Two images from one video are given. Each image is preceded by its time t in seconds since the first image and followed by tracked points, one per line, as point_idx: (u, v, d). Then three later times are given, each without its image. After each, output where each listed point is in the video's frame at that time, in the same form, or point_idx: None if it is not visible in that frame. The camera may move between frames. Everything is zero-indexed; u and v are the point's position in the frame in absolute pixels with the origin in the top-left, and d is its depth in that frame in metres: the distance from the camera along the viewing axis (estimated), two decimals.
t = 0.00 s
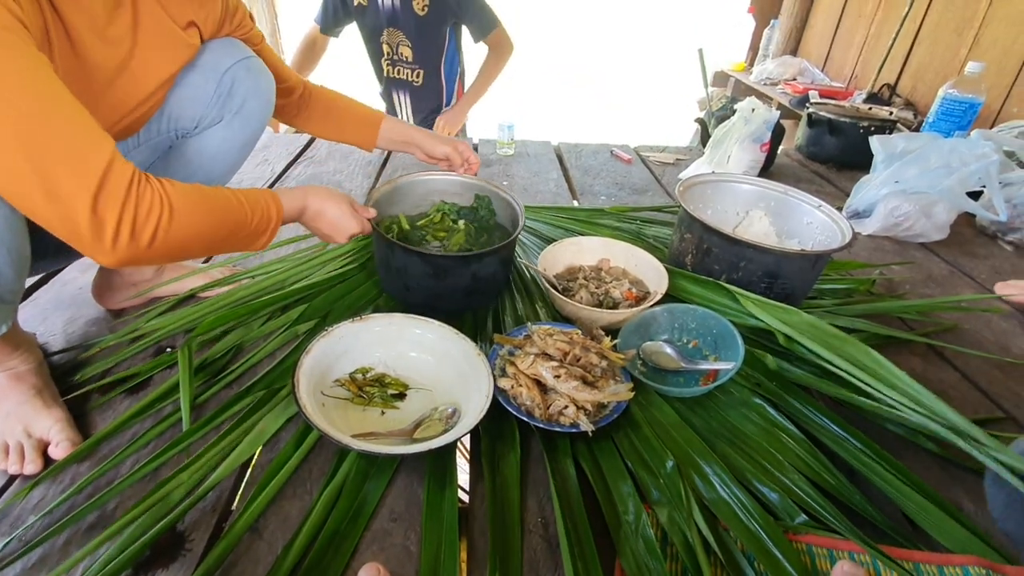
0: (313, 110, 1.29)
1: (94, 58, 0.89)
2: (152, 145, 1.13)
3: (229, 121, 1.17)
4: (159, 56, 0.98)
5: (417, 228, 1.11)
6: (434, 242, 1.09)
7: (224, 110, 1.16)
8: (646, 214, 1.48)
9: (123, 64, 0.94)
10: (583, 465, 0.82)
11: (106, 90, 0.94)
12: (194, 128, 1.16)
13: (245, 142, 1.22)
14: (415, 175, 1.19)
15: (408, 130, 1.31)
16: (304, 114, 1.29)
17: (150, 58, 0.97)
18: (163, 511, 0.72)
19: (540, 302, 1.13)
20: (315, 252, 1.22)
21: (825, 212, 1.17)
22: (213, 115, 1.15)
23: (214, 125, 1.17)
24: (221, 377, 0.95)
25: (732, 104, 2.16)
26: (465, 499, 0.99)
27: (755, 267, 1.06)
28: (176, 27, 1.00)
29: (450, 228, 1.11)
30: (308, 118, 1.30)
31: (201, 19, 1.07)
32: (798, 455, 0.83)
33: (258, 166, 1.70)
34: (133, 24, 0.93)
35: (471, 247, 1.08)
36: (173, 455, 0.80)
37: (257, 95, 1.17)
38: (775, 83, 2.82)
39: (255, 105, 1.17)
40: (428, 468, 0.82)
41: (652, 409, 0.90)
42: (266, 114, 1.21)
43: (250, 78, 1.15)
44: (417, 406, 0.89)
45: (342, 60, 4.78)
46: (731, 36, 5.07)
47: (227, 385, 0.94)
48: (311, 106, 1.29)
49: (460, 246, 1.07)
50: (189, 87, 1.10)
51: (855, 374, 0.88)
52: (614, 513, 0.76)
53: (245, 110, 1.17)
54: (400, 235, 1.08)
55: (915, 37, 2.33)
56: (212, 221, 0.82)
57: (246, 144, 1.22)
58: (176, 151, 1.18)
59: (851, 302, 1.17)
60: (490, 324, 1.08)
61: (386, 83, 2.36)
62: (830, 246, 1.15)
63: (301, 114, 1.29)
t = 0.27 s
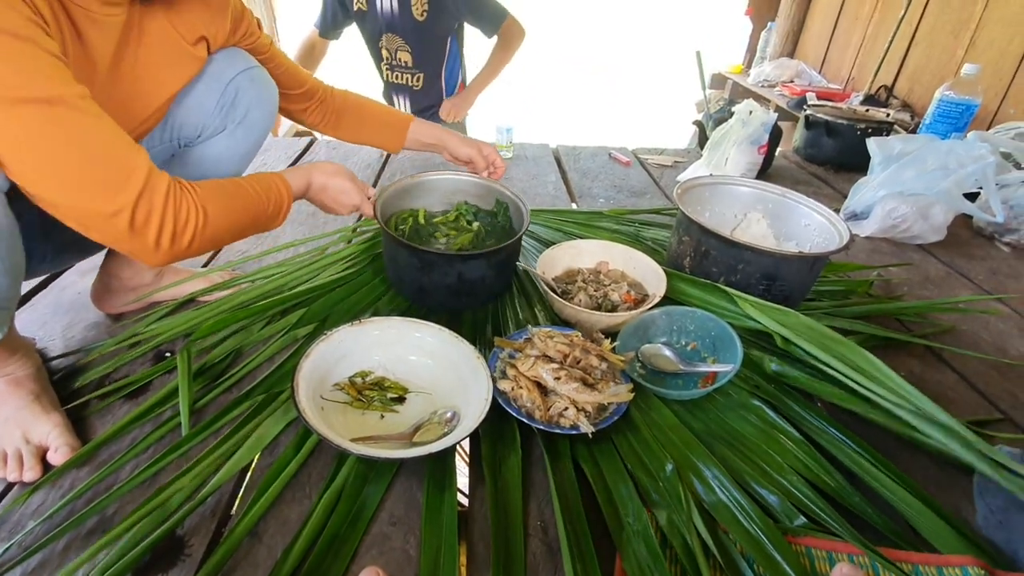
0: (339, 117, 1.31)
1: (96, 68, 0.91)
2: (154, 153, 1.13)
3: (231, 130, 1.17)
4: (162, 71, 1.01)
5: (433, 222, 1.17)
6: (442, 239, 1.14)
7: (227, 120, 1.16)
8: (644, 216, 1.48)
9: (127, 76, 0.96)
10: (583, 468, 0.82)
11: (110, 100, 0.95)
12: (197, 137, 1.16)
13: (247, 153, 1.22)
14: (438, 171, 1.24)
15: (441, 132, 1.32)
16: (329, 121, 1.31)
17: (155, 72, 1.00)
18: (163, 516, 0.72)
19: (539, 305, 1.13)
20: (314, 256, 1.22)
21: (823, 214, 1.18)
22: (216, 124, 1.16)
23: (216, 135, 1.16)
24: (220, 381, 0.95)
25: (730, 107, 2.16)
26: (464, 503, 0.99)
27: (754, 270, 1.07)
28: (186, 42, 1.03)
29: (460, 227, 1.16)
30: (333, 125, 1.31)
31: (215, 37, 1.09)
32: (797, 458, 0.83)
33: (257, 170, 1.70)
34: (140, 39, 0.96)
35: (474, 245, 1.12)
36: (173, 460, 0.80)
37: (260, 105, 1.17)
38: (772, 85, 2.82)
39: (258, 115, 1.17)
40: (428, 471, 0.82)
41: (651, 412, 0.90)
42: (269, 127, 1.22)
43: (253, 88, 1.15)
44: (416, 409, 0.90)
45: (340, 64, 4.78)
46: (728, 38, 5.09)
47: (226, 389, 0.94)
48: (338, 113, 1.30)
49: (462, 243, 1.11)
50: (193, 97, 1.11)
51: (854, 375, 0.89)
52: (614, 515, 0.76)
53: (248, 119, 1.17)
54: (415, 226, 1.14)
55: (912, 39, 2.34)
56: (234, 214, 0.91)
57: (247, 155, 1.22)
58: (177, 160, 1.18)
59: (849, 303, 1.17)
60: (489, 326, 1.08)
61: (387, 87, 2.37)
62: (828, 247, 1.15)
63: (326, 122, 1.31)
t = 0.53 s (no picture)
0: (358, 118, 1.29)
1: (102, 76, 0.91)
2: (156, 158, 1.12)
3: (233, 136, 1.17)
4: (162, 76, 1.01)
5: (445, 218, 1.23)
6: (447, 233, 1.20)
7: (229, 124, 1.15)
8: (643, 217, 1.48)
9: (130, 83, 0.96)
10: (583, 470, 0.81)
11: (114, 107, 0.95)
12: (198, 141, 1.16)
13: (249, 157, 1.22)
14: (459, 172, 1.29)
15: (464, 134, 1.32)
16: (348, 121, 1.29)
17: (155, 78, 1.00)
18: (159, 520, 0.72)
19: (537, 307, 1.13)
20: (312, 259, 1.22)
21: (821, 214, 1.18)
22: (217, 128, 1.15)
23: (217, 139, 1.16)
24: (217, 385, 0.95)
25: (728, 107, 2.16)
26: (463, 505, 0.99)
27: (752, 271, 1.06)
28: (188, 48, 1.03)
29: (467, 226, 1.22)
30: (352, 126, 1.29)
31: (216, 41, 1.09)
32: (796, 459, 0.83)
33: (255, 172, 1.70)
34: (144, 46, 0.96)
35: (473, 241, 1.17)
36: (169, 464, 0.80)
37: (261, 111, 1.17)
38: (770, 86, 2.83)
39: (260, 121, 1.18)
40: (425, 473, 0.81)
41: (650, 414, 0.90)
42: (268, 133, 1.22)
43: (256, 93, 1.15)
44: (414, 412, 0.89)
45: (339, 67, 4.78)
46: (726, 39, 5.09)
47: (223, 392, 0.94)
48: (357, 114, 1.29)
49: (462, 239, 1.17)
50: (195, 102, 1.11)
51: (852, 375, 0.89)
52: (614, 517, 0.75)
53: (250, 123, 1.17)
54: (427, 219, 1.21)
55: (909, 39, 2.34)
56: (253, 211, 0.93)
57: (248, 159, 1.22)
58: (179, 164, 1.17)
59: (848, 304, 1.17)
60: (488, 328, 1.08)
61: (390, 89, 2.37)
62: (826, 248, 1.15)
63: (345, 122, 1.29)
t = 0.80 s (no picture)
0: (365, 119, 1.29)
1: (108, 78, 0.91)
2: (158, 157, 1.12)
3: (232, 134, 1.17)
4: (165, 75, 1.01)
5: (446, 219, 1.23)
6: (444, 235, 1.19)
7: (229, 124, 1.15)
8: (641, 218, 1.48)
9: (134, 84, 0.96)
10: (582, 472, 0.81)
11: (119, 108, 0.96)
12: (197, 141, 1.15)
13: (247, 155, 1.22)
14: (461, 174, 1.29)
15: (466, 138, 1.33)
16: (354, 122, 1.29)
17: (158, 77, 1.00)
18: (158, 523, 0.72)
19: (536, 308, 1.13)
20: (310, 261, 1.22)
21: (820, 215, 1.18)
22: (217, 127, 1.15)
23: (216, 138, 1.16)
24: (216, 388, 0.94)
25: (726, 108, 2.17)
26: (463, 509, 0.99)
27: (751, 271, 1.06)
28: (188, 46, 1.03)
29: (467, 228, 1.22)
30: (358, 126, 1.29)
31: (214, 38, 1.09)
32: (795, 459, 0.83)
33: (253, 175, 1.70)
34: (148, 46, 0.96)
35: (471, 244, 1.17)
36: (168, 467, 0.80)
37: (261, 110, 1.17)
38: (768, 86, 2.83)
39: (259, 120, 1.18)
40: (425, 475, 0.81)
41: (649, 415, 0.90)
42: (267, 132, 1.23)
43: (257, 92, 1.15)
44: (413, 414, 0.89)
45: (338, 69, 4.78)
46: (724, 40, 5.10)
47: (222, 395, 0.94)
48: (364, 115, 1.28)
49: (460, 242, 1.17)
50: (195, 100, 1.10)
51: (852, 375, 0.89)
52: (614, 519, 0.75)
53: (250, 122, 1.17)
54: (427, 221, 1.22)
55: (907, 39, 2.34)
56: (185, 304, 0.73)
57: (246, 158, 1.22)
58: (178, 163, 1.17)
59: (847, 303, 1.17)
60: (487, 330, 1.08)
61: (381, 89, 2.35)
62: (824, 248, 1.15)
63: (352, 123, 1.29)
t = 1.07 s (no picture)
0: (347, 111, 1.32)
1: (99, 78, 0.92)
2: (149, 156, 1.09)
3: (225, 130, 1.12)
4: (161, 79, 1.01)
5: (444, 221, 1.23)
6: (442, 237, 1.20)
7: (219, 119, 1.11)
8: (640, 219, 1.48)
9: (128, 86, 0.97)
10: (581, 473, 0.81)
11: (110, 110, 0.96)
12: (190, 138, 1.11)
13: (243, 155, 1.17)
14: (457, 175, 1.30)
15: (447, 131, 1.35)
16: (336, 115, 1.32)
17: (154, 81, 1.00)
18: (156, 526, 0.72)
19: (535, 309, 1.13)
20: (308, 263, 1.22)
21: (817, 214, 1.18)
22: (209, 123, 1.11)
23: (209, 135, 1.11)
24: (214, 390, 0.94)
25: (724, 108, 2.17)
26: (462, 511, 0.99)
27: (749, 271, 1.07)
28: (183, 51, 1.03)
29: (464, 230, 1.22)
30: (340, 119, 1.32)
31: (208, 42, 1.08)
32: (794, 459, 0.83)
33: (251, 177, 1.70)
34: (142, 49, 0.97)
35: (469, 245, 1.17)
36: (167, 469, 0.80)
37: (255, 106, 1.13)
38: (766, 86, 2.83)
39: (252, 116, 1.13)
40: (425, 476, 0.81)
41: (648, 415, 0.90)
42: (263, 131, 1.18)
43: (248, 87, 1.12)
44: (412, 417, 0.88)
45: (335, 71, 4.79)
46: (722, 40, 5.10)
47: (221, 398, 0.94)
48: (345, 108, 1.31)
49: (459, 244, 1.17)
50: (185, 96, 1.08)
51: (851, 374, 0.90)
52: (614, 520, 0.75)
53: (242, 117, 1.12)
54: (425, 223, 1.21)
55: (903, 39, 2.35)
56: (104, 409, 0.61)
57: (241, 158, 1.16)
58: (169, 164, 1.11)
59: (846, 303, 1.17)
60: (485, 331, 1.08)
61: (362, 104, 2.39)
62: (822, 248, 1.15)
63: (334, 116, 1.31)
